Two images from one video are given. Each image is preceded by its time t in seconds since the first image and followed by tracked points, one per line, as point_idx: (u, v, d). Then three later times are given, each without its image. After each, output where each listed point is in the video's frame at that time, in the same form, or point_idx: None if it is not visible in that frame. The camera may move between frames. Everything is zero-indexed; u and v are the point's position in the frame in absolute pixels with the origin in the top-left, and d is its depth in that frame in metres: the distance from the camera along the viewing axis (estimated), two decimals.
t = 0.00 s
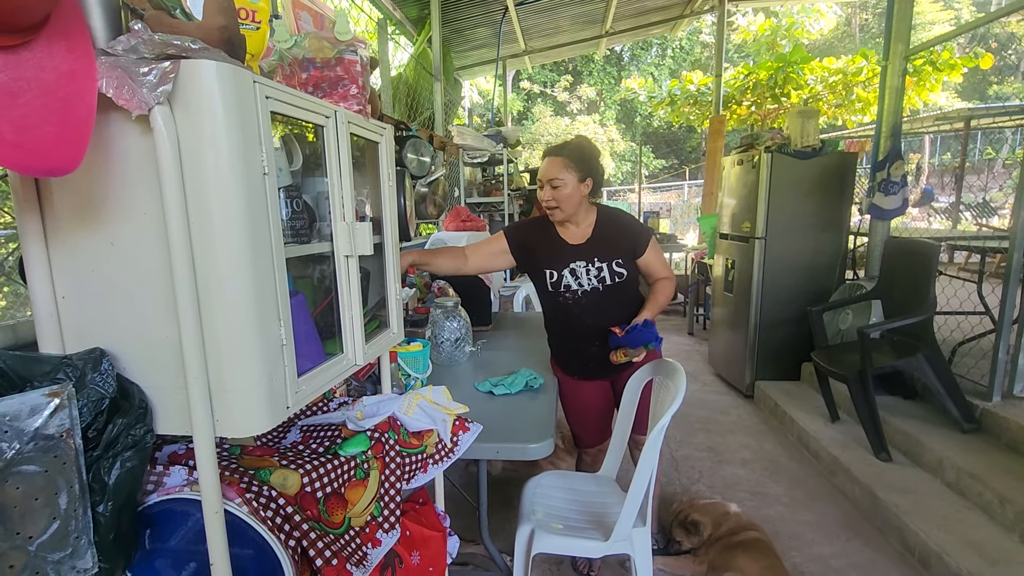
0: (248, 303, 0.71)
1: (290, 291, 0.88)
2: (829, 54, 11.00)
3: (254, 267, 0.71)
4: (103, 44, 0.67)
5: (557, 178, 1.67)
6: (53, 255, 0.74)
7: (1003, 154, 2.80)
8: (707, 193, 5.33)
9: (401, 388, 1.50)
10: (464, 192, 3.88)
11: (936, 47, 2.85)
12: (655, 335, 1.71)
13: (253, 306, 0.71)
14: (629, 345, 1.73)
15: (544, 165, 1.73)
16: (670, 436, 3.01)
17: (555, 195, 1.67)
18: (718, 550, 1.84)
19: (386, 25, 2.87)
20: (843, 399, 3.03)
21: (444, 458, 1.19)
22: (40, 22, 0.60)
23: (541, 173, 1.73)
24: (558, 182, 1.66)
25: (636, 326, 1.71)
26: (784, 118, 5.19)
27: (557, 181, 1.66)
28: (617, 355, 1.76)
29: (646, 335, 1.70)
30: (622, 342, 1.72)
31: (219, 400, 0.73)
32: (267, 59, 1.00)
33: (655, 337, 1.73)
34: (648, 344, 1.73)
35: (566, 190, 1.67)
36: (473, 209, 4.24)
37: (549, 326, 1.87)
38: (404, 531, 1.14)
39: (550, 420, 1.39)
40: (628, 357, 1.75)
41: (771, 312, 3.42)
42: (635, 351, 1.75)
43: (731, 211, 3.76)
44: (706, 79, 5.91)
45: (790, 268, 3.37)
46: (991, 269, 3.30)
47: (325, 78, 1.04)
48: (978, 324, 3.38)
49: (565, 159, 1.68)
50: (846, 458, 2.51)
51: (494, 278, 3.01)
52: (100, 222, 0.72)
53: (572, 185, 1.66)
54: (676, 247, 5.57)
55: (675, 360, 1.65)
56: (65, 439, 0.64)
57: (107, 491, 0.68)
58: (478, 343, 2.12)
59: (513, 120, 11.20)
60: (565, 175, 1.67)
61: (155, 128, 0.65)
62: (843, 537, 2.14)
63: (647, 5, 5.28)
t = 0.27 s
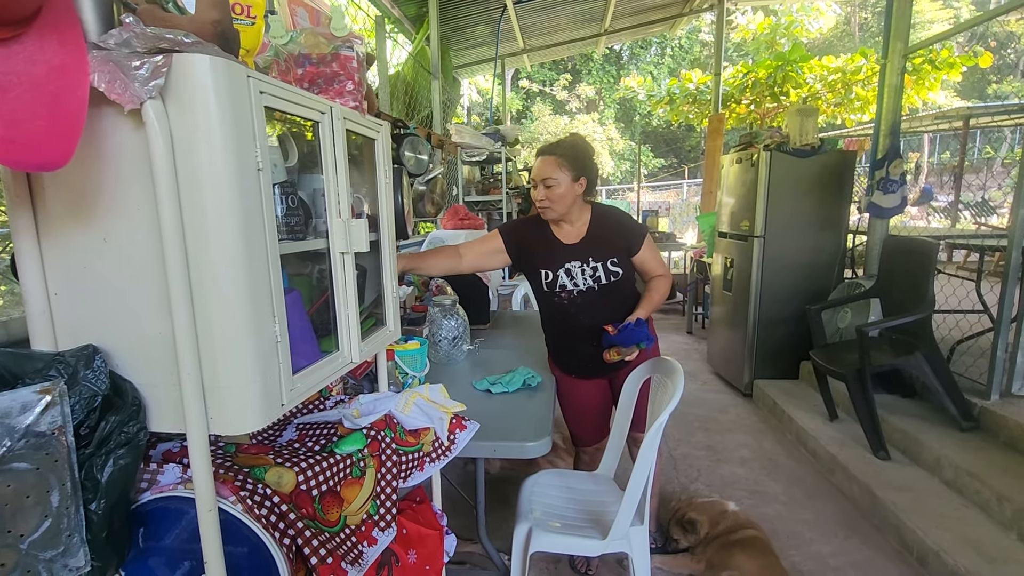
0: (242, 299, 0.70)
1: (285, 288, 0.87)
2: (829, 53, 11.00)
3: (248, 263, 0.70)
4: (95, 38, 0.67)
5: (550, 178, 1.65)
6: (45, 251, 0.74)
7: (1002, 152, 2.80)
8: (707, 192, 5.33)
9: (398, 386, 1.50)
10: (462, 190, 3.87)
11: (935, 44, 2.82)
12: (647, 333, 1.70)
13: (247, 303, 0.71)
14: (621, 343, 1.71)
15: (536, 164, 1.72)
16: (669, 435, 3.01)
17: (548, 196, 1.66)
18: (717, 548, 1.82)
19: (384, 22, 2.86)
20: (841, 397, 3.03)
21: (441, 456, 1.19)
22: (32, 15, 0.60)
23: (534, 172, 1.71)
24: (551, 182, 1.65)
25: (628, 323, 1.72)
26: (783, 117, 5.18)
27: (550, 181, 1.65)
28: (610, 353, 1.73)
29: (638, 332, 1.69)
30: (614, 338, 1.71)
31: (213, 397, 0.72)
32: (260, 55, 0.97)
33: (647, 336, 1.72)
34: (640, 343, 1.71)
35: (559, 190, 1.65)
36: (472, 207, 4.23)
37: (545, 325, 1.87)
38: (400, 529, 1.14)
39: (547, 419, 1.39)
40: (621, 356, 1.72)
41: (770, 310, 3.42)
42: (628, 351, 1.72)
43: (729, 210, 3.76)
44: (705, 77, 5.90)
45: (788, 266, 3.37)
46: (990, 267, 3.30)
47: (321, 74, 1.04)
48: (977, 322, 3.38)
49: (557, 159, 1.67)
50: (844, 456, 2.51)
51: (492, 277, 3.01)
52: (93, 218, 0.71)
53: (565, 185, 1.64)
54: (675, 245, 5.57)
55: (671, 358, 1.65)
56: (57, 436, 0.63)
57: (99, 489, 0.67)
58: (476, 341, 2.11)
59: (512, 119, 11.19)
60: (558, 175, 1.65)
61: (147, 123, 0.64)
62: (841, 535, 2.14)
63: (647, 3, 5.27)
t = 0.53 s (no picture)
0: (237, 299, 0.70)
1: (281, 287, 0.87)
2: (828, 51, 11.00)
3: (243, 262, 0.70)
4: (89, 37, 0.67)
5: (546, 179, 1.65)
6: (39, 251, 0.74)
7: (1001, 151, 2.80)
8: (706, 191, 5.33)
9: (396, 386, 1.50)
10: (461, 189, 3.87)
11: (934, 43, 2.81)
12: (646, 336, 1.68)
13: (242, 302, 0.70)
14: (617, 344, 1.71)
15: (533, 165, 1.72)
16: (667, 434, 3.01)
17: (544, 196, 1.66)
18: (714, 548, 1.82)
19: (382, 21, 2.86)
20: (840, 396, 3.03)
21: (439, 455, 1.19)
22: (24, 15, 0.60)
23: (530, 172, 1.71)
24: (547, 182, 1.64)
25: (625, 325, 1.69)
26: (782, 116, 5.18)
27: (546, 181, 1.65)
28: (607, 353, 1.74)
29: (636, 336, 1.67)
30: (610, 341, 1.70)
31: (209, 398, 0.72)
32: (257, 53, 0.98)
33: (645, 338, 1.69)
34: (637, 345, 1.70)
35: (556, 190, 1.65)
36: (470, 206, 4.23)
37: (542, 325, 1.87)
38: (397, 529, 1.13)
39: (545, 418, 1.39)
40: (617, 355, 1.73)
41: (768, 309, 3.42)
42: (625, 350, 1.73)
43: (728, 209, 3.76)
44: (704, 76, 5.90)
45: (787, 265, 3.37)
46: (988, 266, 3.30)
47: (317, 73, 1.04)
48: (975, 321, 3.38)
49: (554, 159, 1.66)
50: (843, 455, 2.51)
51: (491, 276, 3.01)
52: (87, 217, 0.71)
53: (561, 185, 1.64)
54: (675, 244, 5.57)
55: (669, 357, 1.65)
56: (51, 437, 0.63)
57: (95, 489, 0.67)
58: (475, 341, 2.11)
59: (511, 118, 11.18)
60: (554, 175, 1.65)
61: (141, 122, 0.64)
62: (840, 534, 2.14)
63: (646, 2, 5.26)
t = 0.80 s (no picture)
0: (234, 298, 0.70)
1: (279, 286, 0.87)
2: (828, 49, 10.98)
3: (239, 261, 0.70)
4: (83, 34, 0.66)
5: (544, 178, 1.65)
6: (35, 250, 0.74)
7: (1000, 150, 2.81)
8: (705, 189, 5.32)
9: (395, 384, 1.50)
10: (460, 187, 3.87)
11: (933, 41, 2.83)
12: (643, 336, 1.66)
13: (238, 301, 0.70)
14: (614, 343, 1.68)
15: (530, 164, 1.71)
16: (666, 432, 3.01)
17: (542, 196, 1.66)
18: (712, 544, 1.82)
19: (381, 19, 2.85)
20: (838, 394, 3.04)
21: (437, 454, 1.19)
22: (19, 12, 0.60)
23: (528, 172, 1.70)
24: (545, 181, 1.64)
25: (623, 323, 1.67)
26: (782, 114, 5.17)
27: (544, 180, 1.64)
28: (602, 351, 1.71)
29: (633, 336, 1.65)
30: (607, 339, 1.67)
31: (205, 396, 0.72)
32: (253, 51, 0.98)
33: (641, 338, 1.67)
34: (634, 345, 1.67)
35: (554, 189, 1.65)
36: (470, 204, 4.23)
37: (540, 324, 1.87)
38: (396, 527, 1.14)
39: (544, 416, 1.39)
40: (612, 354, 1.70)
41: (767, 307, 3.42)
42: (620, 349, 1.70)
43: (727, 207, 3.76)
44: (704, 74, 5.89)
45: (786, 263, 3.37)
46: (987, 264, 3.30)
47: (314, 71, 1.04)
48: (974, 319, 3.38)
49: (551, 158, 1.66)
50: (841, 453, 2.52)
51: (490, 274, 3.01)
52: (83, 216, 0.71)
53: (559, 184, 1.64)
54: (674, 243, 5.57)
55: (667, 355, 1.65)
56: (47, 436, 0.63)
57: (91, 488, 0.67)
58: (474, 339, 2.11)
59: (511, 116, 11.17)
60: (551, 174, 1.65)
61: (137, 120, 0.64)
62: (838, 531, 2.14)
63: None
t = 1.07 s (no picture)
0: (232, 294, 0.70)
1: (277, 283, 0.87)
2: (828, 46, 10.98)
3: (238, 257, 0.70)
4: (82, 30, 0.66)
5: (541, 182, 1.65)
6: (34, 247, 0.73)
7: (1001, 147, 2.81)
8: (705, 186, 5.32)
9: (395, 381, 1.50)
10: (459, 184, 3.86)
11: (934, 38, 2.83)
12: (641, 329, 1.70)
13: (237, 298, 0.70)
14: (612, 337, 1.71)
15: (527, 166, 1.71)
16: (666, 429, 3.01)
17: (541, 199, 1.66)
18: (711, 540, 1.82)
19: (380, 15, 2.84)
20: (838, 392, 3.04)
21: (436, 451, 1.19)
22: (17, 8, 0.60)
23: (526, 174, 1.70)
24: (542, 185, 1.64)
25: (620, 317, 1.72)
26: (782, 111, 5.17)
27: (541, 184, 1.64)
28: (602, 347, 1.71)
29: (630, 328, 1.69)
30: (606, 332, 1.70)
31: (204, 393, 0.72)
32: (252, 47, 0.99)
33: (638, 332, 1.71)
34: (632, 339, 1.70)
35: (552, 191, 1.65)
36: (469, 201, 4.22)
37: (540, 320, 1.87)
38: (395, 523, 1.14)
39: (544, 413, 1.38)
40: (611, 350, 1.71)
41: (767, 305, 3.42)
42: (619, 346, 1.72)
43: (727, 204, 3.75)
44: (704, 71, 5.88)
45: (786, 261, 3.37)
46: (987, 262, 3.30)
47: (313, 67, 1.04)
48: (973, 316, 3.38)
49: (547, 160, 1.65)
50: (840, 450, 2.52)
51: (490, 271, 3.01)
52: (81, 212, 0.71)
53: (557, 185, 1.64)
54: (674, 240, 5.56)
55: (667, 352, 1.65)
56: (46, 432, 0.63)
57: (91, 484, 0.67)
58: (474, 336, 2.11)
59: (510, 113, 11.15)
60: (548, 177, 1.64)
61: (134, 116, 0.64)
62: (837, 528, 2.15)
63: None
